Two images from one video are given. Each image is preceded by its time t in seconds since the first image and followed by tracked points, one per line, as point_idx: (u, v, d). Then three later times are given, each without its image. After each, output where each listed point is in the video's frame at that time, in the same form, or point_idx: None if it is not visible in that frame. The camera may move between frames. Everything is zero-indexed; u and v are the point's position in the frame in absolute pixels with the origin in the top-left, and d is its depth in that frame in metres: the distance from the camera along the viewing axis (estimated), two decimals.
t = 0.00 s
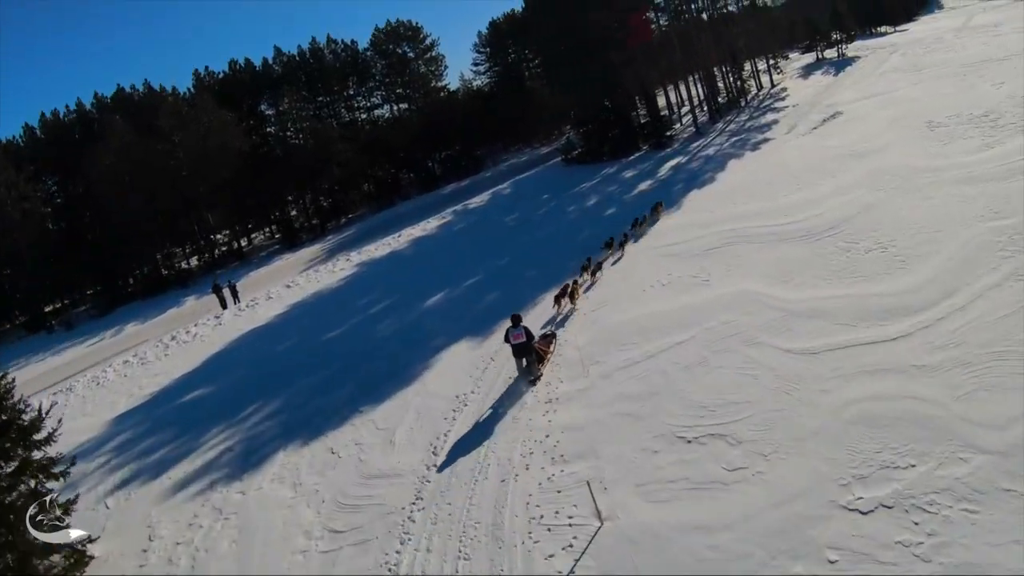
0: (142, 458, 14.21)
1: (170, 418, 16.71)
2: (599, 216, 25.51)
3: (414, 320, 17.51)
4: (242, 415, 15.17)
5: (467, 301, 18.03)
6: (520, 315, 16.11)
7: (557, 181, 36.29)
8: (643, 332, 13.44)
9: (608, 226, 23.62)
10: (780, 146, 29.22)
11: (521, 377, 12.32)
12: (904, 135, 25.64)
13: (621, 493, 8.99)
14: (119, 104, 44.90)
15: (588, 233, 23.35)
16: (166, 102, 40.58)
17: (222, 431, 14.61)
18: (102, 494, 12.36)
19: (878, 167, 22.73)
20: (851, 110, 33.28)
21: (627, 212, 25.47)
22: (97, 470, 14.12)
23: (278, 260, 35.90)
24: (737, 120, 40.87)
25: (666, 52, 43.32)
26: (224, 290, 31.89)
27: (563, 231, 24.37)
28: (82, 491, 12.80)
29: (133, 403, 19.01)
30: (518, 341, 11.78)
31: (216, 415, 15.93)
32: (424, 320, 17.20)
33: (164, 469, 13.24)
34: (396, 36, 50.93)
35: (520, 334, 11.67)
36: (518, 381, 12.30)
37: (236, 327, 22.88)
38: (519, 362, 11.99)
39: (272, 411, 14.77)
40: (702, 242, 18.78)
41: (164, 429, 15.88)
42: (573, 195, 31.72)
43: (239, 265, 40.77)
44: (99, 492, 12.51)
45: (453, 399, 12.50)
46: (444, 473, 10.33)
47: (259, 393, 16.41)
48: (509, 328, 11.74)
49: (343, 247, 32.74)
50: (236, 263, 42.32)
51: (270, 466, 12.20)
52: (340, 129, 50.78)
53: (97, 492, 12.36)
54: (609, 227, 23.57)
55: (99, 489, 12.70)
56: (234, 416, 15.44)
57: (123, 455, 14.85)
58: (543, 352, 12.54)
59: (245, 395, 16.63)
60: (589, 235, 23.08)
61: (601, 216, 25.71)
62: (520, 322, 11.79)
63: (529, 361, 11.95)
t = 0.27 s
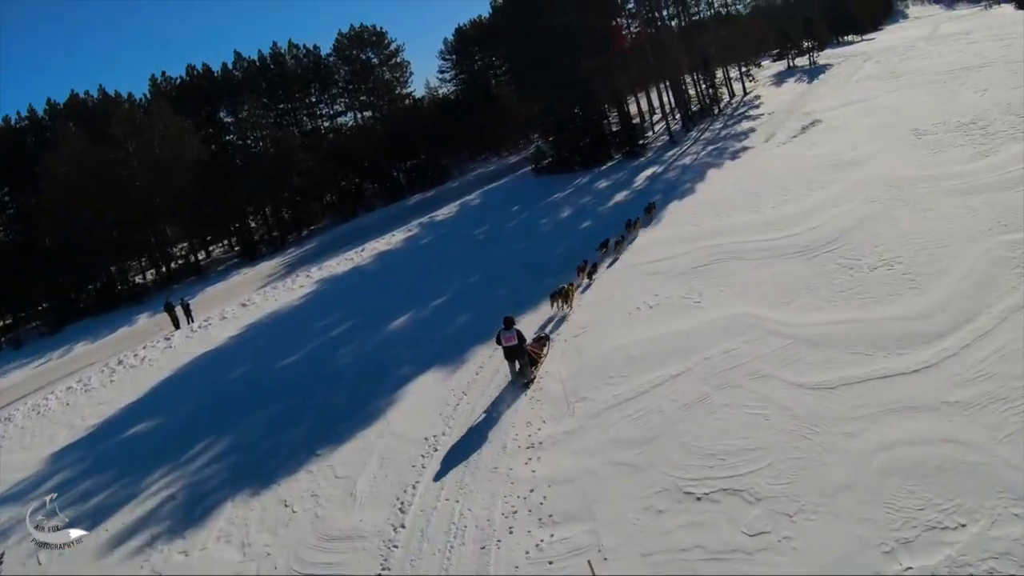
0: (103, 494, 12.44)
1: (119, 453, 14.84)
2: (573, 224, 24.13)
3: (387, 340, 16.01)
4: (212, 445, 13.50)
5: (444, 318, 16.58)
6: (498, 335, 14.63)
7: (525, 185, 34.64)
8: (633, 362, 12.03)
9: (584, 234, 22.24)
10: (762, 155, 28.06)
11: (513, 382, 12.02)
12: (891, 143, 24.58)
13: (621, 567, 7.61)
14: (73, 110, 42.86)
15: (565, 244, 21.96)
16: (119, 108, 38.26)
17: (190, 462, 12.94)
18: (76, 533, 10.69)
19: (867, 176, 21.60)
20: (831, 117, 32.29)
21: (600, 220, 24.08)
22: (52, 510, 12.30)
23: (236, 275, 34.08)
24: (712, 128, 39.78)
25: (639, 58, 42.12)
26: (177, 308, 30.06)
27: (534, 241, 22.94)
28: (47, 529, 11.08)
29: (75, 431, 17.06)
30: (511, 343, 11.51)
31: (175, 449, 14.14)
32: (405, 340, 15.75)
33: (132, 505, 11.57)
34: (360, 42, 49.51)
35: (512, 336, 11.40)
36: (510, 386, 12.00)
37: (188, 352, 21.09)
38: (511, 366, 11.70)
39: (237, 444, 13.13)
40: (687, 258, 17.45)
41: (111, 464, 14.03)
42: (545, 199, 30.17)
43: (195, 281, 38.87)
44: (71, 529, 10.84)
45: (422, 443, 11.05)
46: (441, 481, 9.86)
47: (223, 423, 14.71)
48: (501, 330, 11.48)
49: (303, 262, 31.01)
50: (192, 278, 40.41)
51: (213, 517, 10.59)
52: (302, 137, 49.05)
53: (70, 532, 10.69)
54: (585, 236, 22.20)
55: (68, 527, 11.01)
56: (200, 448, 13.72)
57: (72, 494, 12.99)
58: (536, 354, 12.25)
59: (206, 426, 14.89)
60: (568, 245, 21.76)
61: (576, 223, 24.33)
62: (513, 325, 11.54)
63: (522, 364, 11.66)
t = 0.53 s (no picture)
0: (92, 493, 12.08)
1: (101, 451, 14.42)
2: (548, 234, 22.69)
3: (353, 368, 14.53)
4: (198, 449, 13.04)
5: (420, 340, 15.17)
6: (475, 364, 13.14)
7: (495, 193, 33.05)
8: (623, 396, 10.67)
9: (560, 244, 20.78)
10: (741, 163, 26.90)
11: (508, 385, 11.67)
12: (877, 150, 23.52)
13: None
14: (23, 119, 40.65)
15: (541, 254, 20.48)
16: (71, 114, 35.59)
17: (182, 463, 12.54)
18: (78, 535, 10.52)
19: (855, 187, 20.53)
20: (809, 122, 31.27)
21: (577, 229, 22.62)
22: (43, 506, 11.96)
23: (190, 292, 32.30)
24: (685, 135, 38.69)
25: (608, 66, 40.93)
26: (127, 329, 28.20)
27: (507, 254, 21.44)
28: (46, 529, 10.84)
29: (14, 462, 15.25)
30: (505, 346, 11.17)
31: (156, 450, 13.62)
32: (375, 367, 14.26)
33: (129, 506, 11.27)
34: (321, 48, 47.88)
35: (506, 339, 11.05)
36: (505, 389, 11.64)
37: (136, 382, 19.18)
38: (505, 369, 11.36)
39: (188, 490, 11.55)
40: (673, 269, 16.07)
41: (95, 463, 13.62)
42: (518, 206, 28.66)
43: (148, 298, 36.94)
44: (71, 531, 10.64)
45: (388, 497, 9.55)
46: (441, 488, 9.39)
47: (208, 424, 14.24)
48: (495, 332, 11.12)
49: (261, 279, 29.36)
50: (146, 295, 38.48)
51: None
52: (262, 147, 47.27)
53: (72, 533, 10.51)
54: (561, 246, 20.73)
55: (68, 527, 10.81)
56: (184, 449, 13.25)
57: (57, 489, 12.60)
58: (530, 356, 11.90)
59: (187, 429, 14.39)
60: (545, 256, 20.31)
61: (552, 232, 22.87)
62: (506, 327, 11.19)
63: (515, 368, 11.33)
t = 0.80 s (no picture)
0: (89, 498, 11.69)
1: (97, 455, 14.01)
2: (524, 243, 21.19)
3: (317, 401, 13.07)
4: (195, 455, 12.54)
5: (396, 365, 13.83)
6: (450, 397, 11.69)
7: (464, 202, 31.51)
8: (620, 438, 9.43)
9: (538, 256, 19.33)
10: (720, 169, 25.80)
11: (502, 389, 11.40)
12: (863, 153, 22.52)
13: None
14: None
15: (517, 267, 18.98)
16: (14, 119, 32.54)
17: (183, 468, 12.09)
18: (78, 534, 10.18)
19: (847, 189, 19.41)
20: (789, 128, 30.28)
21: (554, 237, 21.15)
22: (44, 507, 11.64)
23: (146, 312, 30.58)
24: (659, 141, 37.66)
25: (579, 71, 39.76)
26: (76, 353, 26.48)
27: (479, 266, 19.92)
28: (47, 528, 10.65)
29: None
30: (499, 348, 10.94)
31: (151, 456, 13.16)
32: (342, 401, 12.79)
33: (131, 507, 10.92)
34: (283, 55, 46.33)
35: (500, 341, 10.82)
36: (500, 394, 11.37)
37: (82, 417, 17.26)
38: (499, 371, 11.12)
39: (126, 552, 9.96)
40: (661, 282, 14.81)
41: (90, 469, 13.23)
42: (490, 213, 27.11)
43: (101, 317, 35.13)
44: (72, 531, 10.32)
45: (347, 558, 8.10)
46: (441, 498, 8.95)
47: (204, 429, 13.76)
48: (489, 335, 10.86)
49: (219, 297, 27.76)
50: (100, 314, 36.65)
51: None
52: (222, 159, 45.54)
53: (72, 533, 10.20)
54: (538, 257, 19.28)
55: (68, 527, 10.50)
56: (181, 454, 12.80)
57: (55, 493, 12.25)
58: (524, 357, 11.64)
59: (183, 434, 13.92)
60: (522, 268, 18.85)
61: (527, 241, 21.37)
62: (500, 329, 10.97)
63: (510, 370, 11.09)
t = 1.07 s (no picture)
0: (88, 500, 11.43)
1: (91, 456, 13.76)
2: (497, 255, 19.70)
3: (277, 442, 11.73)
4: (191, 461, 12.25)
5: (379, 386, 12.95)
6: (424, 440, 10.38)
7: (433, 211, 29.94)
8: (623, 491, 8.17)
9: (513, 270, 17.89)
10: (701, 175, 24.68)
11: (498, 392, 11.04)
12: (851, 155, 21.50)
13: None
14: None
15: (491, 282, 17.49)
16: None
17: (182, 471, 11.82)
18: (79, 536, 9.96)
19: (840, 193, 18.28)
20: (767, 132, 29.22)
21: (529, 248, 19.68)
22: (44, 506, 11.31)
23: (98, 335, 28.88)
24: (633, 147, 36.46)
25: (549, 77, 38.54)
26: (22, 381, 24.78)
27: (450, 282, 18.44)
28: (46, 528, 10.34)
29: None
30: (495, 351, 10.54)
31: (148, 459, 12.89)
32: (304, 443, 11.47)
33: (133, 510, 10.69)
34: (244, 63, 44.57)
35: (496, 344, 10.42)
36: (489, 416, 10.55)
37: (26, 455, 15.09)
38: (494, 373, 10.74)
39: None
40: (652, 298, 13.53)
41: (86, 470, 12.98)
42: (461, 226, 25.63)
43: (52, 341, 33.34)
44: (72, 531, 10.11)
45: None
46: (419, 564, 7.63)
47: (201, 432, 13.51)
48: (485, 339, 10.43)
49: (176, 320, 26.21)
50: (50, 337, 34.84)
51: None
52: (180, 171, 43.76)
53: (72, 533, 9.98)
54: (513, 271, 17.84)
55: (69, 527, 10.28)
56: (178, 458, 12.55)
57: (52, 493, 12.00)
58: (521, 358, 11.25)
59: (179, 436, 13.68)
60: (496, 283, 17.40)
61: (501, 253, 19.88)
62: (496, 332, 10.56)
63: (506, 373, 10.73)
